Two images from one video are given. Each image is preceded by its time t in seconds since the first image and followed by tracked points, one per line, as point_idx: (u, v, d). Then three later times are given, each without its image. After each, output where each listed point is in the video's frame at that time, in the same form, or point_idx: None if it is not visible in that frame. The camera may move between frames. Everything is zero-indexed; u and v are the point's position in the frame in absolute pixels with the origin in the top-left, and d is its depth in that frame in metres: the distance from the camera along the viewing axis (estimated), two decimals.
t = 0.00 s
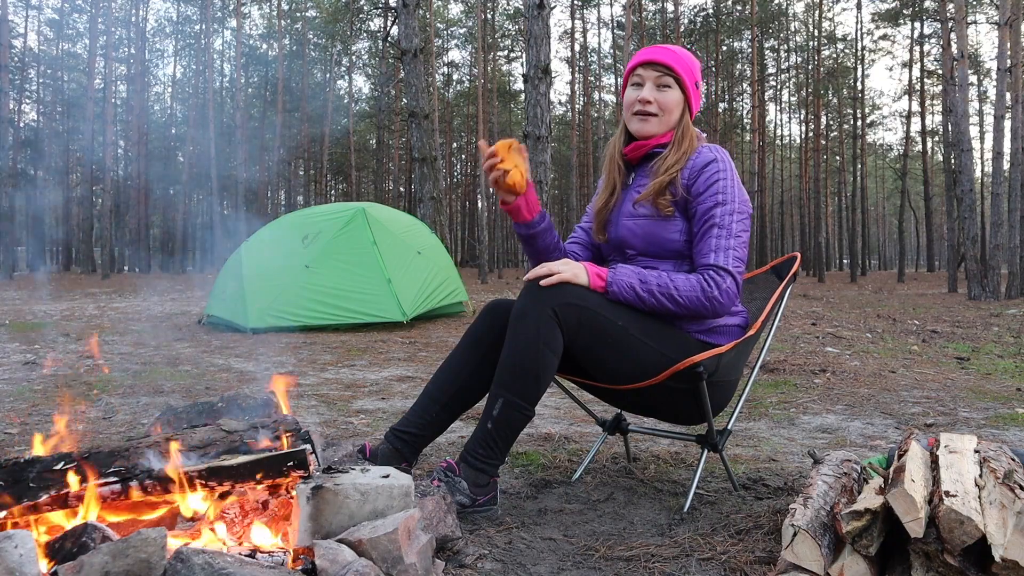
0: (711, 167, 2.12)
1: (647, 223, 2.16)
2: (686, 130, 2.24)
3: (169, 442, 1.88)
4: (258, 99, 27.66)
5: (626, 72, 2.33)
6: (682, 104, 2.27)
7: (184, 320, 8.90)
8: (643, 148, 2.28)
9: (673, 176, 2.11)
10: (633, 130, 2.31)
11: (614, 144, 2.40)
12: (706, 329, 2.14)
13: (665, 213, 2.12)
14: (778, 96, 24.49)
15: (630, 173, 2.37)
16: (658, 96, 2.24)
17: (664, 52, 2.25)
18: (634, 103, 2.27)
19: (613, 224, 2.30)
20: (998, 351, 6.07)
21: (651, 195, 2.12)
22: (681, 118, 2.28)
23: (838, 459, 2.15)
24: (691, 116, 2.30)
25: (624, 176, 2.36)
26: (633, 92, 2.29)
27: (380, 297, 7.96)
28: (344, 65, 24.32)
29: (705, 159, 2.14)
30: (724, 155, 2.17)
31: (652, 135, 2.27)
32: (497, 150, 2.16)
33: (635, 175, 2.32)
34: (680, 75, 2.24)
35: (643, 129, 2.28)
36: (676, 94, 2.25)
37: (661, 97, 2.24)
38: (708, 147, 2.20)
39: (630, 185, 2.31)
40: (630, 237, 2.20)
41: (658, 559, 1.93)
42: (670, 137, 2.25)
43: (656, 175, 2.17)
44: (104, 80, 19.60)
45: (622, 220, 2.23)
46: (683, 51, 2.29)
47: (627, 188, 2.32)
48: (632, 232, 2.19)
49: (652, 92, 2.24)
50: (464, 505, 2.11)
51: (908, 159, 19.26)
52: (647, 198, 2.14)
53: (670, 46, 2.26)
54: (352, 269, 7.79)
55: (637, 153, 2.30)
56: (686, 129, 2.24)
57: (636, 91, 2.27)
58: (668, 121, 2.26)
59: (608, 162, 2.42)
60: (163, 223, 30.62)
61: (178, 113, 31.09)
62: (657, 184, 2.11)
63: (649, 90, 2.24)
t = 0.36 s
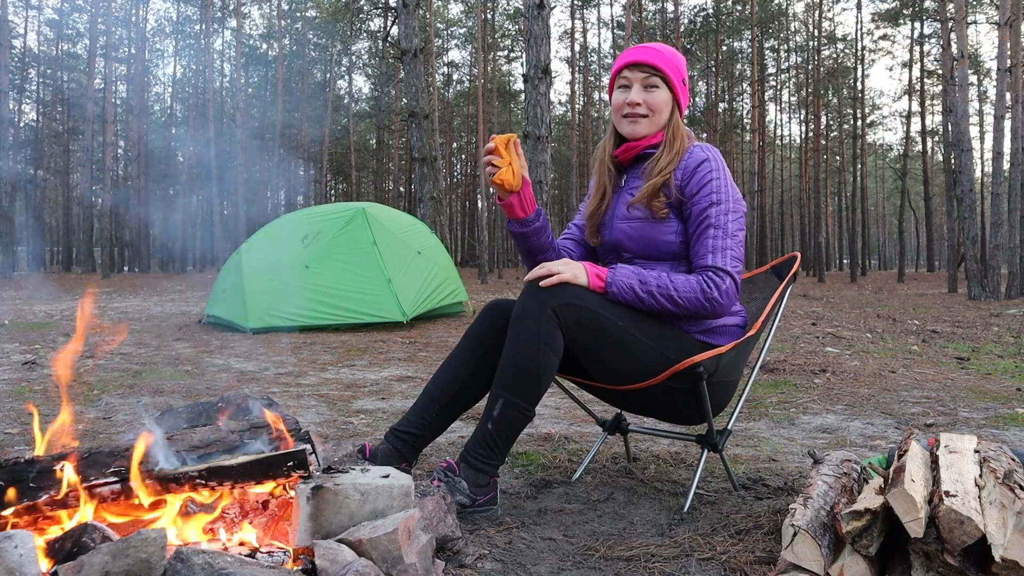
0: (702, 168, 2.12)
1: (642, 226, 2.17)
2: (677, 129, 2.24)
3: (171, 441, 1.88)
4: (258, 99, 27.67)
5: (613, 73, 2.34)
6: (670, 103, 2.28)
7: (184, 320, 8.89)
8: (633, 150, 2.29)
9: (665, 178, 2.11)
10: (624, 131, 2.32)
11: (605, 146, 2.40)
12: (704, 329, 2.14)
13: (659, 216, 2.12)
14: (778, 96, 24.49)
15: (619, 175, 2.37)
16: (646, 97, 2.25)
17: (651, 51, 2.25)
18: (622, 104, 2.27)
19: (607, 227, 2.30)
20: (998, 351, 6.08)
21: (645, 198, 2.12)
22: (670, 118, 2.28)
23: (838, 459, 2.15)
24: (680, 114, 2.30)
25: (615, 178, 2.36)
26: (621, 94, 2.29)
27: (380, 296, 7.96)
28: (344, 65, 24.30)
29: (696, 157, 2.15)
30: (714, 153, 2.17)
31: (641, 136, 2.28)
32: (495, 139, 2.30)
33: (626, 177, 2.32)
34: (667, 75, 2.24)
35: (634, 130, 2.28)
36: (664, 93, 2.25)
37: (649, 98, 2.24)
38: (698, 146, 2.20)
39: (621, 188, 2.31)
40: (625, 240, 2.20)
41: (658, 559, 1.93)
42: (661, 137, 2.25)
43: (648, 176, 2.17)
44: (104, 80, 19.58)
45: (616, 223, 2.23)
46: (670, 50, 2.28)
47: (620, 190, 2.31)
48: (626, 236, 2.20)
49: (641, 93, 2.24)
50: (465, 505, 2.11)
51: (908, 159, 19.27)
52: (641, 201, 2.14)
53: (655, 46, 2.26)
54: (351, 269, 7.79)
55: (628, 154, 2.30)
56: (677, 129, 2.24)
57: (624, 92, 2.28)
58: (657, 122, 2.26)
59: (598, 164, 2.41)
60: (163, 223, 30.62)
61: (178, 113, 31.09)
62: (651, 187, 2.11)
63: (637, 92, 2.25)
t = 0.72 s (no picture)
0: (697, 171, 2.10)
1: (636, 231, 2.17)
2: (669, 132, 2.23)
3: (171, 441, 1.87)
4: (258, 99, 27.66)
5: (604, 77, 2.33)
6: (662, 106, 2.26)
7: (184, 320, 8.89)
8: (627, 154, 2.29)
9: (658, 184, 2.11)
10: (616, 136, 2.31)
11: (598, 149, 2.40)
12: (704, 330, 2.13)
13: (653, 221, 2.12)
14: (778, 96, 24.49)
15: (614, 177, 2.38)
16: (637, 101, 2.23)
17: (643, 53, 2.23)
18: (614, 109, 2.27)
19: (602, 231, 2.31)
20: (998, 351, 6.07)
21: (638, 205, 2.12)
22: (663, 119, 2.26)
23: (839, 459, 2.15)
24: (673, 116, 2.28)
25: (610, 181, 2.37)
26: (613, 98, 2.28)
27: (380, 296, 7.95)
28: (344, 64, 24.27)
29: (688, 161, 2.14)
30: (708, 156, 2.16)
31: (634, 140, 2.27)
32: (488, 158, 2.29)
33: (621, 180, 2.33)
34: (659, 77, 2.22)
35: (624, 135, 2.28)
36: (655, 96, 2.24)
37: (640, 101, 2.23)
38: (692, 148, 2.19)
39: (615, 191, 2.31)
40: (622, 245, 2.21)
41: (658, 559, 1.93)
42: (654, 140, 2.24)
43: (642, 182, 2.16)
44: (104, 80, 19.58)
45: (612, 228, 2.24)
46: (663, 50, 2.26)
47: (614, 194, 2.32)
48: (622, 240, 2.21)
49: (632, 96, 2.23)
50: (464, 505, 2.11)
51: (907, 159, 19.26)
52: (634, 208, 2.14)
53: (647, 48, 2.24)
54: (351, 269, 7.78)
55: (621, 158, 2.30)
56: (668, 131, 2.23)
57: (615, 95, 2.27)
58: (649, 124, 2.25)
59: (593, 167, 2.42)
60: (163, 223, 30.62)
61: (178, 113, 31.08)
62: (643, 194, 2.11)
63: (628, 95, 2.24)
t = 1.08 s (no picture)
0: (696, 170, 2.10)
1: (636, 231, 2.18)
2: (667, 132, 2.23)
3: (171, 441, 1.87)
4: (258, 99, 27.65)
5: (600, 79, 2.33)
6: (659, 106, 2.26)
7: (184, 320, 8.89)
8: (625, 156, 2.29)
9: (658, 183, 2.11)
10: (614, 138, 2.31)
11: (595, 152, 2.41)
12: (704, 330, 2.13)
13: (654, 221, 2.12)
14: (778, 96, 24.48)
15: (613, 178, 2.38)
16: (634, 102, 2.24)
17: (636, 54, 2.23)
18: (611, 111, 2.27)
19: (602, 233, 2.31)
20: (998, 351, 6.07)
21: (639, 205, 2.12)
22: (660, 120, 2.27)
23: (838, 459, 2.15)
24: (670, 115, 2.28)
25: (608, 183, 2.37)
26: (609, 100, 2.28)
27: (380, 296, 7.95)
28: (344, 64, 24.25)
29: (688, 160, 2.14)
30: (707, 155, 2.16)
31: (632, 141, 2.27)
32: (490, 158, 2.28)
33: (620, 180, 2.33)
34: (654, 78, 2.22)
35: (623, 136, 2.28)
36: (652, 97, 2.24)
37: (638, 103, 2.23)
38: (691, 147, 2.19)
39: (615, 192, 2.32)
40: (622, 245, 2.21)
41: (658, 560, 1.93)
42: (651, 140, 2.24)
43: (641, 183, 2.17)
44: (104, 80, 19.57)
45: (612, 229, 2.25)
46: (656, 49, 2.25)
47: (613, 195, 2.32)
48: (622, 240, 2.22)
49: (628, 99, 2.23)
50: (464, 505, 2.11)
51: (907, 159, 19.26)
52: (634, 208, 2.15)
53: (642, 49, 2.24)
54: (351, 269, 7.78)
55: (620, 159, 2.31)
56: (667, 131, 2.23)
57: (613, 98, 2.26)
58: (646, 126, 2.26)
59: (591, 169, 2.42)
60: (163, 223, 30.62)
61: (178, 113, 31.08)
62: (643, 194, 2.11)
63: (625, 98, 2.23)
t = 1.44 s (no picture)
0: (695, 170, 2.11)
1: (636, 231, 2.18)
2: (666, 133, 2.23)
3: (171, 440, 1.88)
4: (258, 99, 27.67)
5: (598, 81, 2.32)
6: (658, 107, 2.26)
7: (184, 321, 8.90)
8: (625, 157, 2.29)
9: (657, 184, 2.11)
10: (613, 140, 2.32)
11: (595, 155, 2.41)
12: (704, 330, 2.13)
13: (653, 222, 2.13)
14: (778, 96, 24.48)
15: (613, 179, 2.38)
16: (633, 103, 2.23)
17: (634, 56, 2.23)
18: (610, 113, 2.26)
19: (600, 234, 2.31)
20: (998, 351, 6.07)
21: (638, 205, 2.13)
22: (659, 120, 2.27)
23: (838, 459, 2.15)
24: (668, 115, 2.28)
25: (608, 184, 2.37)
26: (608, 102, 2.28)
27: (380, 296, 7.96)
28: (344, 64, 24.22)
29: (687, 160, 2.14)
30: (706, 154, 2.16)
31: (631, 143, 2.28)
32: (496, 152, 2.27)
33: (619, 181, 2.33)
34: (653, 79, 2.22)
35: (622, 139, 2.28)
36: (651, 98, 2.24)
37: (637, 105, 2.23)
38: (691, 147, 2.19)
39: (614, 193, 2.32)
40: (621, 245, 2.22)
41: (658, 559, 1.93)
42: (651, 141, 2.24)
43: (641, 183, 2.17)
44: (104, 80, 19.56)
45: (611, 229, 2.25)
46: (654, 51, 2.25)
47: (613, 196, 2.32)
48: (621, 240, 2.22)
49: (627, 100, 2.22)
50: (464, 505, 2.11)
51: (907, 159, 19.25)
52: (634, 208, 2.15)
53: (640, 50, 2.23)
54: (350, 269, 7.78)
55: (619, 160, 2.31)
56: (666, 133, 2.23)
57: (611, 100, 2.26)
58: (645, 126, 2.25)
59: (590, 171, 2.42)
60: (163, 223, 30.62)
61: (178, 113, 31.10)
62: (643, 194, 2.11)
63: (624, 99, 2.23)
